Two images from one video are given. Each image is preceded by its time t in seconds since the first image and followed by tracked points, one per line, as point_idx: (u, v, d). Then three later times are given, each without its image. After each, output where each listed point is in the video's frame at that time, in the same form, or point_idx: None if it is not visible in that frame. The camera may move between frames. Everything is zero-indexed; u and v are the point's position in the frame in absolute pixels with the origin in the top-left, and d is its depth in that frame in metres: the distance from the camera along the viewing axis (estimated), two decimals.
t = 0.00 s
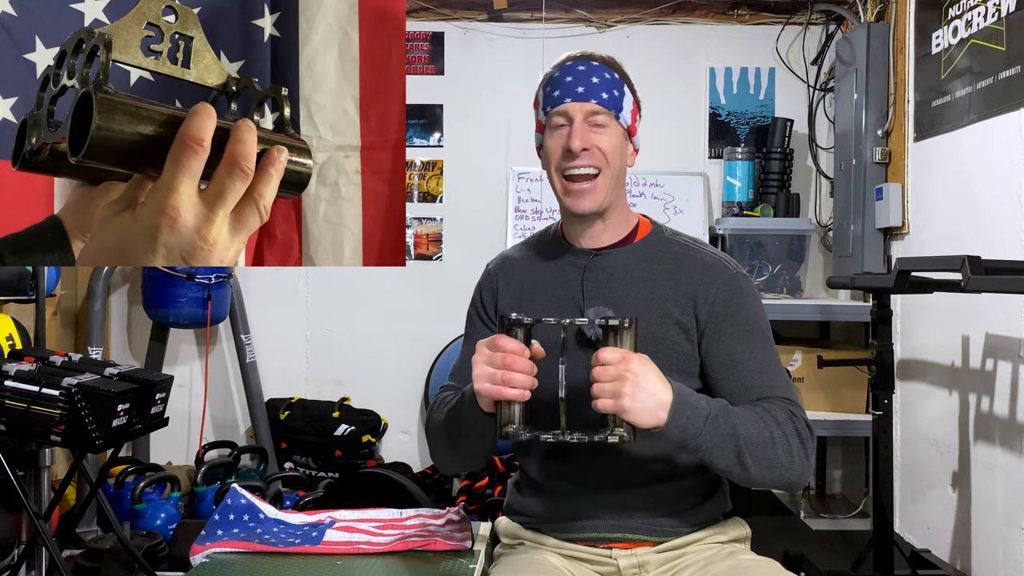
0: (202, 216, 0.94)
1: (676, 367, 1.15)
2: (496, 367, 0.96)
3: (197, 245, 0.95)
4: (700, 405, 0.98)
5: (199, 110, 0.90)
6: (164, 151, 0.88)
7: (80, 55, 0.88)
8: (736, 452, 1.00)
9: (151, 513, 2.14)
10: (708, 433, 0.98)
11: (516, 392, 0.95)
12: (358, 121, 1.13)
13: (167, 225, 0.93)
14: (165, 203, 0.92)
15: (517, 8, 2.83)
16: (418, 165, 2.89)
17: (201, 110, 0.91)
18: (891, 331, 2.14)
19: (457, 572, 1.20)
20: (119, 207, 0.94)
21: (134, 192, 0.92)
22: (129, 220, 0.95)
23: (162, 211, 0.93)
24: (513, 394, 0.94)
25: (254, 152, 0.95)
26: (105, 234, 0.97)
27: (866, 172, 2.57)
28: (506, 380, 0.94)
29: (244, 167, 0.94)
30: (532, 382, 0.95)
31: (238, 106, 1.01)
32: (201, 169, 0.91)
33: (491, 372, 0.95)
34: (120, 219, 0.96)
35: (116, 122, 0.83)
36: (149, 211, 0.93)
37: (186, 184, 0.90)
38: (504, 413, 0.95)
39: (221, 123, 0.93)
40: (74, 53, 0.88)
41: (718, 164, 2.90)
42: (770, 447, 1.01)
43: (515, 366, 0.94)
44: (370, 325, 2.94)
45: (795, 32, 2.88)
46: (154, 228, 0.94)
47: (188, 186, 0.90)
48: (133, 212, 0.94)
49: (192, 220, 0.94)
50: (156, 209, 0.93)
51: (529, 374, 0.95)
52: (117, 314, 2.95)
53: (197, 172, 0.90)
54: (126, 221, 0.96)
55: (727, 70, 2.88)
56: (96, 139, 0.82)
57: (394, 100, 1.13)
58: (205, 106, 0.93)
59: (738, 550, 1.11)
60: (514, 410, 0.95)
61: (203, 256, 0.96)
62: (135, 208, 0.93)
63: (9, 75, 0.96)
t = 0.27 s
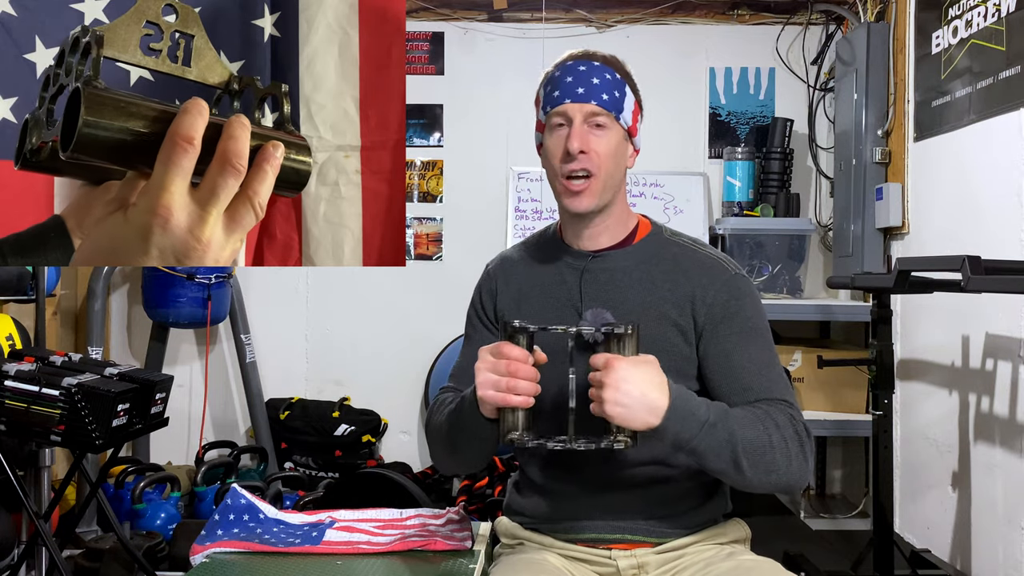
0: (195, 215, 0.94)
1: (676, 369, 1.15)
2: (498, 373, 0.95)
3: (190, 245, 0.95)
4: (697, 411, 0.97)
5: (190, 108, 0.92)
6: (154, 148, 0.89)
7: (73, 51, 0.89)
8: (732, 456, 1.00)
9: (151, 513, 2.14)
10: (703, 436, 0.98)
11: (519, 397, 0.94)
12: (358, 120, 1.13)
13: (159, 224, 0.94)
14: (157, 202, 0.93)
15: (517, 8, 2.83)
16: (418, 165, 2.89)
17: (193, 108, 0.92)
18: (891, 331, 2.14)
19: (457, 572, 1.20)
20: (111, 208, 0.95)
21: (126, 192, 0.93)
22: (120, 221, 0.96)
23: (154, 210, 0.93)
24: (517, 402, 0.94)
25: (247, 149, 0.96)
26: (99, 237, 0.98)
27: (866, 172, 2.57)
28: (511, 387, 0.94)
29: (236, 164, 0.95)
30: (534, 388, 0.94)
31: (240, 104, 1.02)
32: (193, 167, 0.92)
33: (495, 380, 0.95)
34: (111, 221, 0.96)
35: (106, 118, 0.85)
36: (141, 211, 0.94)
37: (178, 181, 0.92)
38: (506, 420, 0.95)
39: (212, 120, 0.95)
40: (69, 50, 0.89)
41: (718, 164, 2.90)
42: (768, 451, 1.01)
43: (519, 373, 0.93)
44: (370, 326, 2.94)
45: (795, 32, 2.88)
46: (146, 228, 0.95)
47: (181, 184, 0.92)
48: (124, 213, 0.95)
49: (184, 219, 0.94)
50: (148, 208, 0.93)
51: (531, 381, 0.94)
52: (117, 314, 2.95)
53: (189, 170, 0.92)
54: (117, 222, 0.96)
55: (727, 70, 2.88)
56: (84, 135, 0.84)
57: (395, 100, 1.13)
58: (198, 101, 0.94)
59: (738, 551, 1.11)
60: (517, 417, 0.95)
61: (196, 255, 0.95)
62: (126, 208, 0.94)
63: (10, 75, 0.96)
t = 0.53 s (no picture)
0: (185, 212, 0.94)
1: (675, 370, 1.15)
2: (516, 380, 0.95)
3: (181, 243, 0.95)
4: (680, 416, 0.96)
5: (180, 103, 0.92)
6: (143, 144, 0.89)
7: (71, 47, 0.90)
8: (720, 457, 0.99)
9: (151, 513, 2.14)
10: (689, 438, 0.97)
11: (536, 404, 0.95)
12: (358, 120, 1.13)
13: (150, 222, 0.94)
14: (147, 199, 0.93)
15: (517, 8, 2.83)
16: (418, 165, 2.89)
17: (183, 102, 0.92)
18: (891, 331, 2.14)
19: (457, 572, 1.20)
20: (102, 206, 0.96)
21: (116, 189, 0.93)
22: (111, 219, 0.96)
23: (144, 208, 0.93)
24: (538, 408, 0.94)
25: (238, 143, 0.95)
26: (91, 235, 0.98)
27: (866, 172, 2.57)
28: (533, 394, 0.94)
29: (227, 159, 0.94)
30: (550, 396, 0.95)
31: (242, 99, 1.02)
32: (183, 164, 0.92)
33: (515, 387, 0.94)
34: (103, 218, 0.97)
35: (93, 111, 0.85)
36: (132, 209, 0.94)
37: (168, 178, 0.92)
38: (523, 427, 0.95)
39: (204, 113, 0.94)
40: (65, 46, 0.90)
41: (718, 164, 2.89)
42: (761, 453, 1.01)
43: (540, 380, 0.95)
44: (370, 326, 2.93)
45: (795, 32, 2.89)
46: (137, 226, 0.95)
47: (171, 181, 0.92)
48: (115, 210, 0.95)
49: (174, 216, 0.94)
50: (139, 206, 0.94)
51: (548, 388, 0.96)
52: (116, 314, 2.95)
53: (178, 166, 0.92)
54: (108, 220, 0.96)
55: (727, 70, 2.88)
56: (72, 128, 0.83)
57: (395, 101, 1.13)
58: (191, 95, 0.94)
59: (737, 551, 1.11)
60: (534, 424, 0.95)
61: (187, 254, 0.95)
62: (117, 206, 0.95)
63: (10, 75, 0.96)
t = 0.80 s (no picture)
0: (177, 208, 0.94)
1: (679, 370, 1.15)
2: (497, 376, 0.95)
3: (175, 238, 0.95)
4: (705, 402, 0.97)
5: (170, 97, 0.89)
6: (133, 139, 0.89)
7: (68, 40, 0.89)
8: (742, 449, 1.00)
9: (151, 513, 2.14)
10: (712, 427, 0.97)
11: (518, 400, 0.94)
12: (358, 120, 1.13)
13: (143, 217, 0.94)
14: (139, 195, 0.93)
15: (517, 8, 2.83)
16: (418, 165, 2.89)
17: (174, 96, 0.90)
18: (891, 331, 2.14)
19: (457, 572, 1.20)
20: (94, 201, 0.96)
21: (108, 184, 0.93)
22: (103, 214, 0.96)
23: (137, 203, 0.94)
24: (519, 405, 0.94)
25: (231, 135, 0.94)
26: (85, 228, 0.98)
27: (866, 172, 2.57)
28: (513, 391, 0.94)
29: (219, 152, 0.93)
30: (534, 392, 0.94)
31: (245, 96, 1.00)
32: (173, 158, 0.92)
33: (497, 384, 0.95)
34: (96, 213, 0.97)
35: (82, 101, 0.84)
36: (124, 204, 0.94)
37: (160, 174, 0.92)
38: (510, 424, 0.95)
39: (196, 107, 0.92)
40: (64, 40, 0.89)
41: (718, 164, 2.89)
42: (777, 446, 1.01)
43: (522, 376, 0.94)
44: (370, 326, 2.94)
45: (795, 32, 2.89)
46: (129, 221, 0.95)
47: (163, 175, 0.92)
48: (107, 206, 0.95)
49: (166, 211, 0.94)
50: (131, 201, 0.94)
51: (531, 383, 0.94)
52: (116, 314, 2.95)
53: (169, 161, 0.91)
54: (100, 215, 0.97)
55: (727, 70, 2.88)
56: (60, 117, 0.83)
57: (395, 101, 1.13)
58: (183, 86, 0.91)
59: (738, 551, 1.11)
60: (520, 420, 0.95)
61: (181, 249, 0.96)
62: (109, 201, 0.95)
63: (9, 75, 0.96)
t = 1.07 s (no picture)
0: (167, 209, 0.94)
1: (676, 372, 1.14)
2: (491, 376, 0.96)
3: (165, 239, 0.95)
4: (696, 401, 0.97)
5: (158, 98, 0.90)
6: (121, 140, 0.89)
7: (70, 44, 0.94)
8: (730, 453, 1.00)
9: (151, 513, 2.14)
10: (703, 429, 0.97)
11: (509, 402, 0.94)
12: (358, 120, 1.13)
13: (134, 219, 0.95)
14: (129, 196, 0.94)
15: (517, 9, 2.84)
16: (418, 165, 2.89)
17: (163, 97, 0.90)
18: (891, 331, 2.14)
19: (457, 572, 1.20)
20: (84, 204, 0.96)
21: (98, 186, 0.94)
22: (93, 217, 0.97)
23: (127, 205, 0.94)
24: (510, 406, 0.94)
25: (221, 135, 0.93)
26: (75, 231, 0.98)
27: (866, 172, 2.57)
28: (503, 392, 0.94)
29: (208, 152, 0.93)
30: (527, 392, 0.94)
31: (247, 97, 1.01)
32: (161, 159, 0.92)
33: (488, 383, 0.96)
34: (86, 216, 0.97)
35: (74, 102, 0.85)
36: (114, 206, 0.95)
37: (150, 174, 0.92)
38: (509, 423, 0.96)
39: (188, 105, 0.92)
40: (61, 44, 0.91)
41: (718, 164, 2.90)
42: (762, 451, 1.02)
43: (511, 377, 0.94)
44: (370, 326, 2.93)
45: (795, 32, 2.89)
46: (120, 223, 0.96)
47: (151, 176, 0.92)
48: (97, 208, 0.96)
49: (157, 212, 0.95)
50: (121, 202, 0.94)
51: (522, 385, 0.94)
52: (116, 314, 2.95)
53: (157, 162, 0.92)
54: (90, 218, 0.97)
55: (727, 70, 2.88)
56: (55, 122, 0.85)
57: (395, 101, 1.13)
58: (174, 84, 0.92)
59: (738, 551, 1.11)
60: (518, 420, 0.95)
61: (172, 250, 0.96)
62: (99, 203, 0.95)
63: (9, 75, 0.96)
